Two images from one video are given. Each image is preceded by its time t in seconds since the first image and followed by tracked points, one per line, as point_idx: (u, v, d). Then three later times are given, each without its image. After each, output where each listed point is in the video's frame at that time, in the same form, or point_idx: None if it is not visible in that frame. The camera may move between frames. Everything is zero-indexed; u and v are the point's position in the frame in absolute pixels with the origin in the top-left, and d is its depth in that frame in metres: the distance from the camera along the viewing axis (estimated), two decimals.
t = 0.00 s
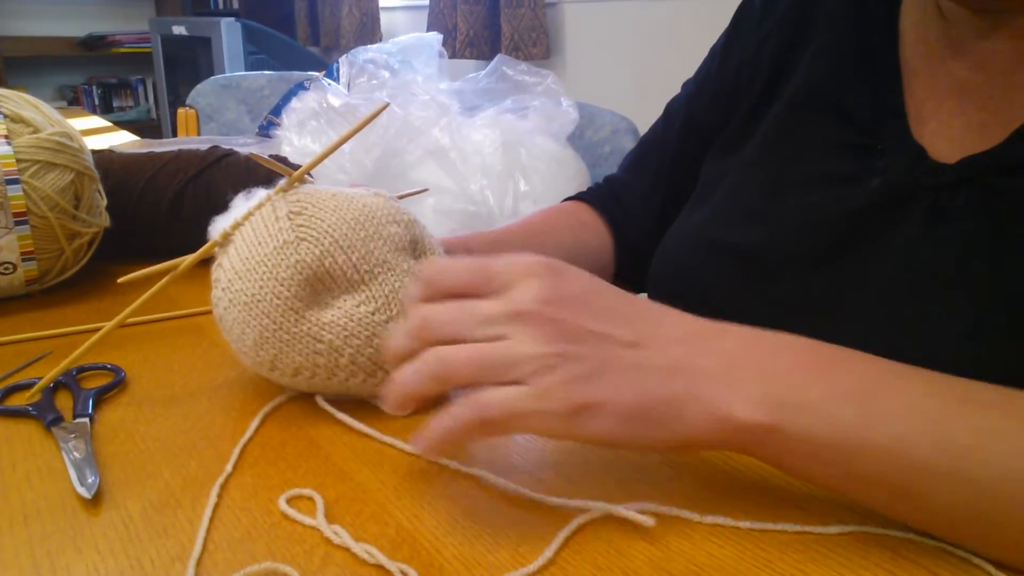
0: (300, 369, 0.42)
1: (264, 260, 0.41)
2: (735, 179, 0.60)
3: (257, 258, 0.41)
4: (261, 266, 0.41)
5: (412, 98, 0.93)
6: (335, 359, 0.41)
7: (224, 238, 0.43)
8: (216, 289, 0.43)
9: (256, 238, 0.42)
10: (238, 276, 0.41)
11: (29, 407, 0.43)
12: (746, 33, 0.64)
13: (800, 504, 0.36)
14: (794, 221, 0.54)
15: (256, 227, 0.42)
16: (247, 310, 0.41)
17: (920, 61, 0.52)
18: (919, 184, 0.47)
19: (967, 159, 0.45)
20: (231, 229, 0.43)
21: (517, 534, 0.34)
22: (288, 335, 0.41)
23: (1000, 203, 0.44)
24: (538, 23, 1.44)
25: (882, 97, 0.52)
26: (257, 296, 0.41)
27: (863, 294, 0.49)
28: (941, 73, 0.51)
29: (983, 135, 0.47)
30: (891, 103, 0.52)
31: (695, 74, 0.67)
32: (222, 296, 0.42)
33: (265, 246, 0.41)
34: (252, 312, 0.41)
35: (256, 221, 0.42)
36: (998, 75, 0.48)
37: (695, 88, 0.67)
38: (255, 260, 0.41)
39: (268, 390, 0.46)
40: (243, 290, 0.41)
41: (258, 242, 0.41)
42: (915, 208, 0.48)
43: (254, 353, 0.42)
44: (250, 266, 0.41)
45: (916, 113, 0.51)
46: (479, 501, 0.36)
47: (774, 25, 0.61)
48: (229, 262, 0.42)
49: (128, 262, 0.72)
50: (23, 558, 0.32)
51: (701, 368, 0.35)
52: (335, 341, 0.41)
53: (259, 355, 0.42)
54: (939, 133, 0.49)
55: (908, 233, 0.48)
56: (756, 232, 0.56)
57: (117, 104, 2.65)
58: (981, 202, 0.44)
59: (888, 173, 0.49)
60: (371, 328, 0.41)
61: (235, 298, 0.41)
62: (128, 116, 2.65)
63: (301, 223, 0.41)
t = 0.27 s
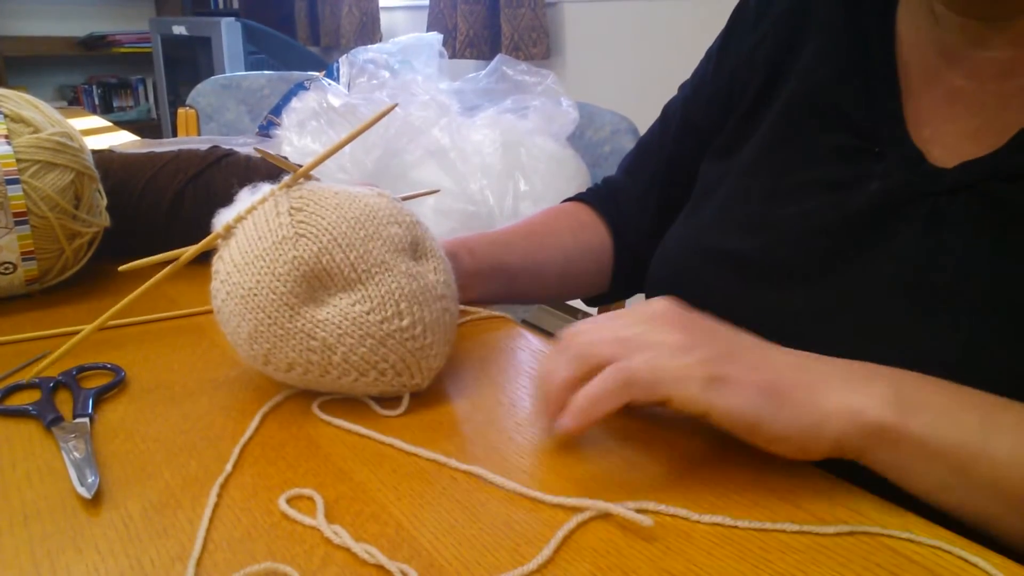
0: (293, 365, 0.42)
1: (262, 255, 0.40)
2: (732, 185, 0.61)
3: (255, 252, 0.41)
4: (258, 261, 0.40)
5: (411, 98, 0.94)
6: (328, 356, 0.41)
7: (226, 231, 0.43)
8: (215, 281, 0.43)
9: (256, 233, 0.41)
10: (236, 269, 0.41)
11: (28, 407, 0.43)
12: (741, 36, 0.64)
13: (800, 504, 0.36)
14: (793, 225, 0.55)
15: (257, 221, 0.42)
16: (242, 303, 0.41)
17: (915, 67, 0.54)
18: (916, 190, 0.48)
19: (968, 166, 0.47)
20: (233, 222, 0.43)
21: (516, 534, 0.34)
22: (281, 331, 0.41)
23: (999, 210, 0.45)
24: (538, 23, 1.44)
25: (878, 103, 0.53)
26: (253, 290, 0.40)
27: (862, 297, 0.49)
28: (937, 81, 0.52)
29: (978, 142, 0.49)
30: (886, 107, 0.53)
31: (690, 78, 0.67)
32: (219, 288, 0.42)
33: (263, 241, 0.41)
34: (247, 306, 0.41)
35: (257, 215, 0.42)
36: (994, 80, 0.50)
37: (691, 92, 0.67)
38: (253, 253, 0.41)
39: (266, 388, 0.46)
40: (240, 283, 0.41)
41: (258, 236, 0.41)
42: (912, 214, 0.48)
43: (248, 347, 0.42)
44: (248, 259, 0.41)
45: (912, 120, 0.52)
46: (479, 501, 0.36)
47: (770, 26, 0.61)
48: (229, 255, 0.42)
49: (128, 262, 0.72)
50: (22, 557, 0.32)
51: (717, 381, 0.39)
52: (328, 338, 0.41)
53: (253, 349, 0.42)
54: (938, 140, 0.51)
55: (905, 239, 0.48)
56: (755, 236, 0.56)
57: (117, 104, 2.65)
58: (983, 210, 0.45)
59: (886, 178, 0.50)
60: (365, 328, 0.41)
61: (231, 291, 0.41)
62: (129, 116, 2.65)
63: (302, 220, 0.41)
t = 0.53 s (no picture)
0: (284, 362, 0.42)
1: (256, 250, 0.40)
2: (732, 187, 0.61)
3: (249, 247, 0.41)
4: (252, 256, 0.40)
5: (411, 98, 0.93)
6: (318, 354, 0.41)
7: (223, 226, 0.43)
8: (211, 275, 0.43)
9: (251, 228, 0.41)
10: (230, 264, 0.41)
11: (28, 407, 0.43)
12: (738, 36, 0.64)
13: (799, 503, 0.36)
14: (794, 228, 0.55)
15: (252, 217, 0.42)
16: (235, 298, 0.41)
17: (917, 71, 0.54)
18: (914, 194, 0.49)
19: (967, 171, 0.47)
20: (231, 218, 0.43)
21: (516, 534, 0.34)
22: (272, 326, 0.41)
23: (996, 215, 0.45)
24: (538, 23, 1.44)
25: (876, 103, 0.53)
26: (245, 286, 0.40)
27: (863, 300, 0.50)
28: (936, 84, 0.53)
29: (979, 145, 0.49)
30: (886, 110, 0.53)
31: (688, 77, 0.67)
32: (214, 283, 0.42)
33: (257, 237, 0.41)
34: (239, 301, 0.41)
35: (253, 210, 0.42)
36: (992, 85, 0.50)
37: (688, 94, 0.67)
38: (247, 249, 0.41)
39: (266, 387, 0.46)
40: (233, 279, 0.41)
41: (253, 232, 0.41)
42: (911, 217, 0.49)
43: (240, 341, 0.42)
44: (242, 254, 0.41)
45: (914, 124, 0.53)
46: (478, 501, 0.36)
47: (768, 26, 0.61)
48: (225, 250, 0.42)
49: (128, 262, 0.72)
50: (23, 557, 0.32)
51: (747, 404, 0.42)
52: (319, 336, 0.41)
53: (245, 343, 0.42)
54: (937, 146, 0.51)
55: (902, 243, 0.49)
56: (756, 240, 0.57)
57: (117, 104, 2.65)
58: (980, 213, 0.46)
59: (884, 180, 0.51)
60: (355, 326, 0.41)
61: (225, 286, 0.41)
62: (129, 116, 2.65)
63: (296, 217, 0.41)
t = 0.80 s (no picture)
0: (248, 356, 0.42)
1: (222, 247, 0.41)
2: (734, 189, 0.61)
3: (218, 243, 0.41)
4: (218, 253, 0.41)
5: (411, 98, 0.94)
6: (277, 351, 0.41)
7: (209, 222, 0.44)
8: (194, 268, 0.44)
9: (225, 225, 0.42)
10: (203, 259, 0.42)
11: (28, 407, 0.43)
12: (742, 38, 0.64)
13: (799, 503, 0.36)
14: (795, 230, 0.55)
15: (228, 213, 0.42)
16: (204, 292, 0.42)
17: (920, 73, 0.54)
18: (916, 196, 0.49)
19: (968, 173, 0.47)
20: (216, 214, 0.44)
21: (516, 534, 0.34)
22: (233, 322, 0.41)
23: (995, 218, 0.45)
24: (538, 23, 1.44)
25: (878, 104, 0.53)
26: (210, 281, 0.41)
27: (863, 302, 0.50)
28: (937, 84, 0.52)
29: (982, 146, 0.49)
30: (888, 112, 0.53)
31: (693, 79, 0.68)
32: (191, 276, 0.43)
33: (224, 233, 0.41)
34: (206, 295, 0.42)
35: (231, 207, 0.43)
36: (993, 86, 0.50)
37: (692, 98, 0.67)
38: (216, 245, 0.41)
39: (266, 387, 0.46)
40: (203, 273, 0.42)
41: (223, 228, 0.42)
42: (912, 219, 0.49)
43: (210, 333, 0.43)
44: (212, 250, 0.41)
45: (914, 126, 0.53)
46: (479, 501, 0.36)
47: (771, 28, 0.61)
48: (202, 245, 0.43)
49: (128, 262, 0.72)
50: (22, 558, 0.32)
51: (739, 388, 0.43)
52: (276, 334, 0.41)
53: (214, 335, 0.43)
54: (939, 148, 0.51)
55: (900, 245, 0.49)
56: (756, 240, 0.57)
57: (117, 104, 2.64)
58: (979, 216, 0.46)
59: (885, 183, 0.51)
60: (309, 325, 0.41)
61: (197, 280, 0.42)
62: (129, 116, 2.65)
63: (261, 215, 0.41)
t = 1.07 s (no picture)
0: (263, 358, 0.42)
1: (239, 248, 0.41)
2: (739, 190, 0.61)
3: (235, 244, 0.41)
4: (236, 254, 0.41)
5: (412, 98, 0.94)
6: (292, 353, 0.41)
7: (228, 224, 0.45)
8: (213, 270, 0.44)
9: (242, 226, 0.42)
10: (221, 260, 0.42)
11: (28, 407, 0.43)
12: (746, 39, 0.64)
13: (799, 503, 0.36)
14: (798, 231, 0.55)
15: (246, 214, 0.43)
16: (221, 293, 0.42)
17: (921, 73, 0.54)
18: (919, 200, 0.49)
19: (972, 177, 0.47)
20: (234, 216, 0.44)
21: (517, 534, 0.34)
22: (249, 324, 0.41)
23: (996, 222, 0.46)
24: (538, 23, 1.44)
25: (883, 107, 0.53)
26: (227, 282, 0.41)
27: (864, 304, 0.50)
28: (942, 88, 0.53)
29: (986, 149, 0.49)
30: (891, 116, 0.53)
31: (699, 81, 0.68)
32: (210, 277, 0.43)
33: (242, 235, 0.41)
34: (223, 296, 0.42)
35: (249, 209, 0.43)
36: (996, 88, 0.50)
37: (695, 100, 0.67)
38: (233, 246, 0.42)
39: (266, 389, 0.46)
40: (220, 274, 0.42)
41: (242, 230, 0.42)
42: (915, 223, 0.49)
43: (226, 333, 0.43)
44: (230, 251, 0.42)
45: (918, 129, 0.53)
46: (479, 501, 0.36)
47: (776, 29, 0.61)
48: (221, 246, 0.43)
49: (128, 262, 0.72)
50: (23, 557, 0.32)
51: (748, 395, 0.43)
52: (291, 335, 0.41)
53: (228, 335, 0.43)
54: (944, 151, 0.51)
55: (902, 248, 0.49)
56: (760, 242, 0.57)
57: (117, 104, 2.64)
58: (981, 220, 0.46)
59: (887, 187, 0.51)
60: (325, 328, 0.41)
61: (215, 281, 0.42)
62: (129, 116, 2.65)
63: (281, 217, 0.41)
